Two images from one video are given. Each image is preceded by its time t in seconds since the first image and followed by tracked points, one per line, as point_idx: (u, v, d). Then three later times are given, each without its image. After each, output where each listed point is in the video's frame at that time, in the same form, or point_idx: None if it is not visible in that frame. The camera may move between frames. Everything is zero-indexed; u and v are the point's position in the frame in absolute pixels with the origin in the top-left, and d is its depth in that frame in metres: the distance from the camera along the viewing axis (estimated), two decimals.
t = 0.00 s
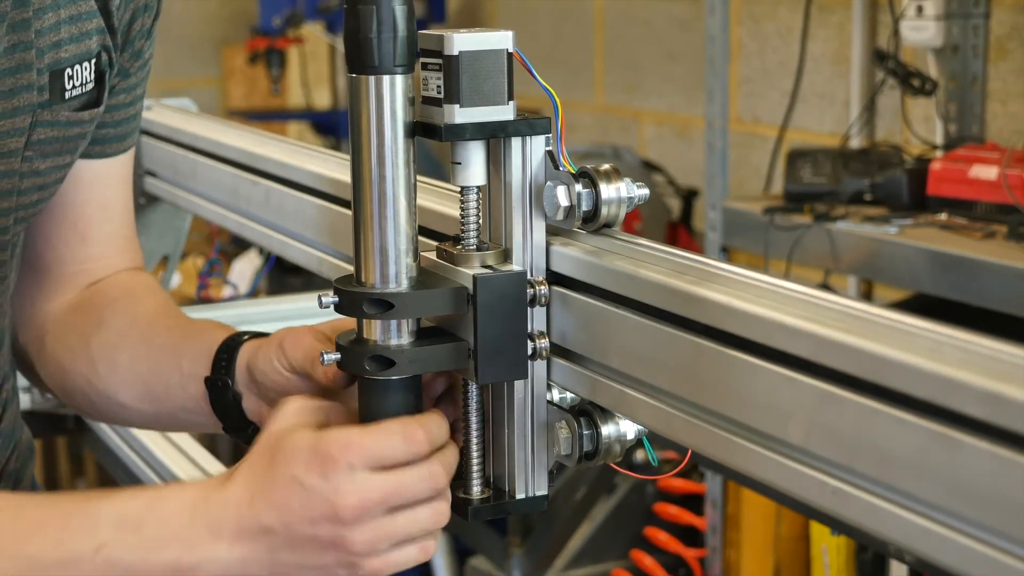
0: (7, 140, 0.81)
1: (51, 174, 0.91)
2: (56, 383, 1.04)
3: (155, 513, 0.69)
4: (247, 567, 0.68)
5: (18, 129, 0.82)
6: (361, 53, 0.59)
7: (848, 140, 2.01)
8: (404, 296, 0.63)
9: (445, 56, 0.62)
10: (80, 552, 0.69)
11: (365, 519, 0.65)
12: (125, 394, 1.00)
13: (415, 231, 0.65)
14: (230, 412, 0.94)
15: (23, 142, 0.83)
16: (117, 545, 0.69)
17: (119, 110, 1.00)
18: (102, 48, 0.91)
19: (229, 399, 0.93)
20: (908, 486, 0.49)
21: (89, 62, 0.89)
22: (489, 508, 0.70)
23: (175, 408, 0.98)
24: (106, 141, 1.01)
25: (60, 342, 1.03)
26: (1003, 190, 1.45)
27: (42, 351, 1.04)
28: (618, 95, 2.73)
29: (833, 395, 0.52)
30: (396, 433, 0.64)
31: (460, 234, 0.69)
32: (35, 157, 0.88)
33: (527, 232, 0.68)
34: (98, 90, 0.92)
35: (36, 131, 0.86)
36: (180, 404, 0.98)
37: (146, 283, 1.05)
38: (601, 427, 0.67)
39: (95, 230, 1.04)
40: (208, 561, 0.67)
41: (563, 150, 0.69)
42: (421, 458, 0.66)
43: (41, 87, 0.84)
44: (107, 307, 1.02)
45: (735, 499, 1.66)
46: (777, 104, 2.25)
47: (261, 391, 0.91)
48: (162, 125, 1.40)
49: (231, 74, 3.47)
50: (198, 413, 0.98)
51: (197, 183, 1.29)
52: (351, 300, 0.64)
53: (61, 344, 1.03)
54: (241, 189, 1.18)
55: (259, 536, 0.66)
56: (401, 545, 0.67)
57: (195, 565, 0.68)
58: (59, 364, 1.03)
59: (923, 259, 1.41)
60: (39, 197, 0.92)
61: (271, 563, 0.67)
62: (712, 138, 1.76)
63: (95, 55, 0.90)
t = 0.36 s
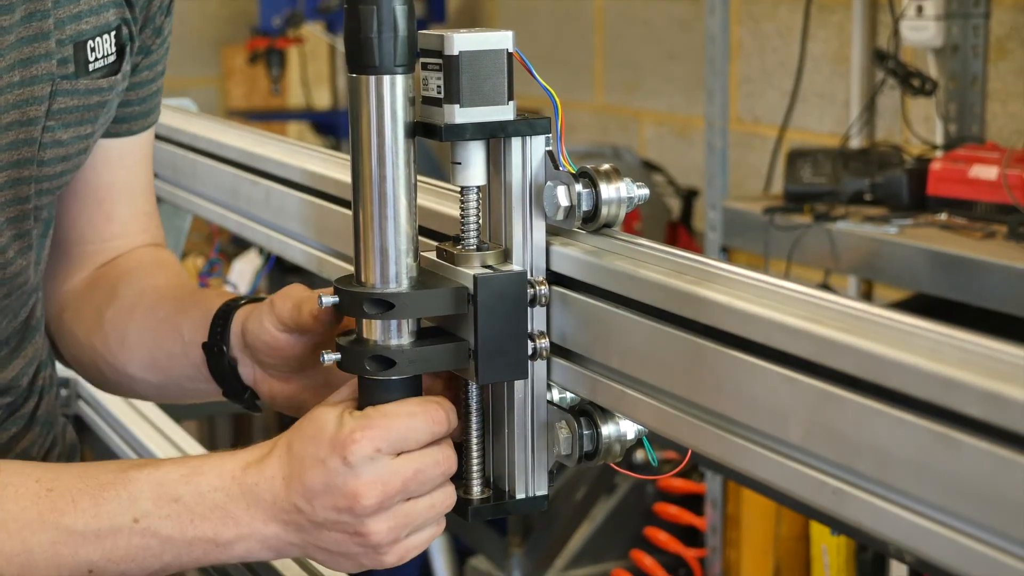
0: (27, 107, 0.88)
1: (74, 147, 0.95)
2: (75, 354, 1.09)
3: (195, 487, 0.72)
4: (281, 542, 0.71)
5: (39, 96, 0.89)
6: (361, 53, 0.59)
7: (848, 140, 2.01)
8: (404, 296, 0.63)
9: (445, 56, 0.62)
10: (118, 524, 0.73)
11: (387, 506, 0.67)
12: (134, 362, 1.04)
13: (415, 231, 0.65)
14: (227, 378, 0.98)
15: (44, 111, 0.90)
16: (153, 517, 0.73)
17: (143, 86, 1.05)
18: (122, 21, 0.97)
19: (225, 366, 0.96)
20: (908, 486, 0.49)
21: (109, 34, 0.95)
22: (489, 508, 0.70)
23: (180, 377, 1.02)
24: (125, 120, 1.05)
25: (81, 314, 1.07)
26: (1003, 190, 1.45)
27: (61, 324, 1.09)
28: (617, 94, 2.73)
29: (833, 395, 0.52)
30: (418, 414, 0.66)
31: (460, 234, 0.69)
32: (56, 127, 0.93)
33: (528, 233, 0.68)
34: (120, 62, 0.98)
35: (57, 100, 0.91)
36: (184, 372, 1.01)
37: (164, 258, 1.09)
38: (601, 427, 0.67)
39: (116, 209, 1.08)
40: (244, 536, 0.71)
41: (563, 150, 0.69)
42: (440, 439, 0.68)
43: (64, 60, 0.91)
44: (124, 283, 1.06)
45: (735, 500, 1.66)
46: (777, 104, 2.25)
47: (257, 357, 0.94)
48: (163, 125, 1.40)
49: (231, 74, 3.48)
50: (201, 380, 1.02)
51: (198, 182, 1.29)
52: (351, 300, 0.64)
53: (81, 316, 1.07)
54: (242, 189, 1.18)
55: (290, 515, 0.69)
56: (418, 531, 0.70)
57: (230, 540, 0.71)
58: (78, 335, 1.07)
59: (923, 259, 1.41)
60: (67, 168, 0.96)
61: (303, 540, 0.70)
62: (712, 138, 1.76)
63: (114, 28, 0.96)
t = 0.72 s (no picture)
0: (37, 86, 0.89)
1: (85, 127, 0.96)
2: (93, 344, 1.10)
3: (193, 482, 0.72)
4: (279, 539, 0.71)
5: (47, 76, 0.90)
6: (361, 53, 0.59)
7: (848, 140, 2.01)
8: (404, 295, 0.63)
9: (445, 56, 0.62)
10: (115, 516, 0.73)
11: (389, 507, 0.68)
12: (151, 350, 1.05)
13: (415, 231, 0.65)
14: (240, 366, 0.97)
15: (55, 89, 0.90)
16: (151, 510, 0.72)
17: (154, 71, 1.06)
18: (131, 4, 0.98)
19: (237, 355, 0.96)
20: (907, 486, 0.49)
21: (119, 16, 0.96)
22: (489, 508, 0.70)
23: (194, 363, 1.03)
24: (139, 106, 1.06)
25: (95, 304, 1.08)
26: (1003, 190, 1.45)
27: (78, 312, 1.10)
28: (617, 94, 2.73)
29: (832, 395, 0.52)
30: (420, 414, 0.66)
31: (460, 234, 0.69)
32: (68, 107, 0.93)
33: (527, 233, 0.68)
34: (131, 44, 0.98)
35: (66, 79, 0.92)
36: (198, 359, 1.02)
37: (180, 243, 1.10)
38: (601, 427, 0.67)
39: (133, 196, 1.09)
40: (242, 533, 0.71)
41: (563, 150, 0.69)
42: (442, 439, 0.68)
43: (74, 40, 0.92)
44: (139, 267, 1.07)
45: (736, 500, 1.65)
46: (777, 104, 2.25)
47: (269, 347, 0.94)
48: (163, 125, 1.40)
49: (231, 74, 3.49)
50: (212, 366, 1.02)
51: (198, 183, 1.29)
52: (351, 300, 0.64)
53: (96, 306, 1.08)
54: (242, 189, 1.18)
55: (289, 513, 0.69)
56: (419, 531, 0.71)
57: (228, 536, 0.71)
58: (94, 324, 1.09)
59: (923, 259, 1.41)
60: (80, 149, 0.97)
61: (302, 538, 0.70)
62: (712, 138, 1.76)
63: (124, 10, 0.96)
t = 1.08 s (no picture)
0: (29, 26, 0.91)
1: (88, 67, 0.98)
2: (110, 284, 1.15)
3: (193, 468, 0.72)
4: (271, 530, 0.71)
5: (39, 15, 0.92)
6: (360, 53, 0.59)
7: (848, 140, 2.01)
8: (403, 296, 0.63)
9: (445, 57, 0.62)
10: (112, 496, 0.72)
11: (382, 509, 0.68)
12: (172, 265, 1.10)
13: (414, 231, 0.64)
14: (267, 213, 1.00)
15: (48, 29, 0.93)
16: (149, 494, 0.72)
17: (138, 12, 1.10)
18: None
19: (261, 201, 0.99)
20: (907, 486, 0.49)
21: None
22: (488, 508, 0.70)
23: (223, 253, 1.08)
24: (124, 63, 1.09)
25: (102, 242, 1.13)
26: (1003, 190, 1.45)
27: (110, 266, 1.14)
28: (618, 94, 2.73)
29: (832, 395, 0.52)
30: (418, 416, 0.66)
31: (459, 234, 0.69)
32: (67, 48, 0.96)
33: (528, 234, 0.68)
34: None
35: (59, 18, 0.94)
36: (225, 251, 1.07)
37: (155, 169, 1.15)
38: (601, 427, 0.67)
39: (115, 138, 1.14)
40: (237, 521, 0.71)
41: (563, 150, 0.69)
42: (439, 441, 0.68)
43: None
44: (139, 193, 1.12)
45: (736, 500, 1.66)
46: (777, 104, 2.25)
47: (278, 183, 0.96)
48: (163, 125, 1.41)
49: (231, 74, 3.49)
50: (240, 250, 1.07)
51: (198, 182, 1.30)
52: (351, 300, 0.64)
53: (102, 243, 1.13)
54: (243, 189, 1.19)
55: (288, 511, 0.69)
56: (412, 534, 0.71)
57: (222, 524, 0.71)
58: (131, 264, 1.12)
59: (923, 259, 1.41)
60: (91, 92, 0.98)
61: (301, 536, 0.70)
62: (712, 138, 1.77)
63: None
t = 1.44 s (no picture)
0: None
1: (104, 41, 0.98)
2: (191, 262, 1.15)
3: (150, 451, 0.72)
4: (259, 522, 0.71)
5: None
6: (346, 51, 0.59)
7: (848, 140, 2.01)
8: (390, 290, 0.63)
9: (431, 55, 0.62)
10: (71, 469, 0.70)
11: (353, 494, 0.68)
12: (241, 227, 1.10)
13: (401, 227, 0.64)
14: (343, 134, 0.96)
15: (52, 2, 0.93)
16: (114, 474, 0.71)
17: None
18: None
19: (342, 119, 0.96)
20: (908, 486, 0.49)
21: None
22: (474, 499, 0.70)
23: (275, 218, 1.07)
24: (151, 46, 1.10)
25: (178, 219, 1.13)
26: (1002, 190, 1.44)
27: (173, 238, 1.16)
28: (618, 94, 2.73)
29: (831, 395, 0.52)
30: (400, 406, 0.66)
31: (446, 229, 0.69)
32: (77, 20, 0.96)
33: (512, 229, 0.69)
34: None
35: None
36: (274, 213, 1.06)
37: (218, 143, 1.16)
38: (585, 419, 0.67)
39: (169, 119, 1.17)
40: (216, 512, 0.71)
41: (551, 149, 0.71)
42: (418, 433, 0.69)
43: None
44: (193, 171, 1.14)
45: (736, 500, 1.67)
46: (777, 104, 2.25)
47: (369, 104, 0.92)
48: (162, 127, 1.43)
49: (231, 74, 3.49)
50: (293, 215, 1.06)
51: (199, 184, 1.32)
52: (338, 294, 0.64)
53: (178, 221, 1.13)
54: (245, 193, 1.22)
55: (283, 508, 0.69)
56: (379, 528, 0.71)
57: (182, 506, 0.70)
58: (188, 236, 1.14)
59: (923, 260, 1.41)
60: (107, 63, 0.98)
61: (296, 533, 0.70)
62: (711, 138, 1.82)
63: None
